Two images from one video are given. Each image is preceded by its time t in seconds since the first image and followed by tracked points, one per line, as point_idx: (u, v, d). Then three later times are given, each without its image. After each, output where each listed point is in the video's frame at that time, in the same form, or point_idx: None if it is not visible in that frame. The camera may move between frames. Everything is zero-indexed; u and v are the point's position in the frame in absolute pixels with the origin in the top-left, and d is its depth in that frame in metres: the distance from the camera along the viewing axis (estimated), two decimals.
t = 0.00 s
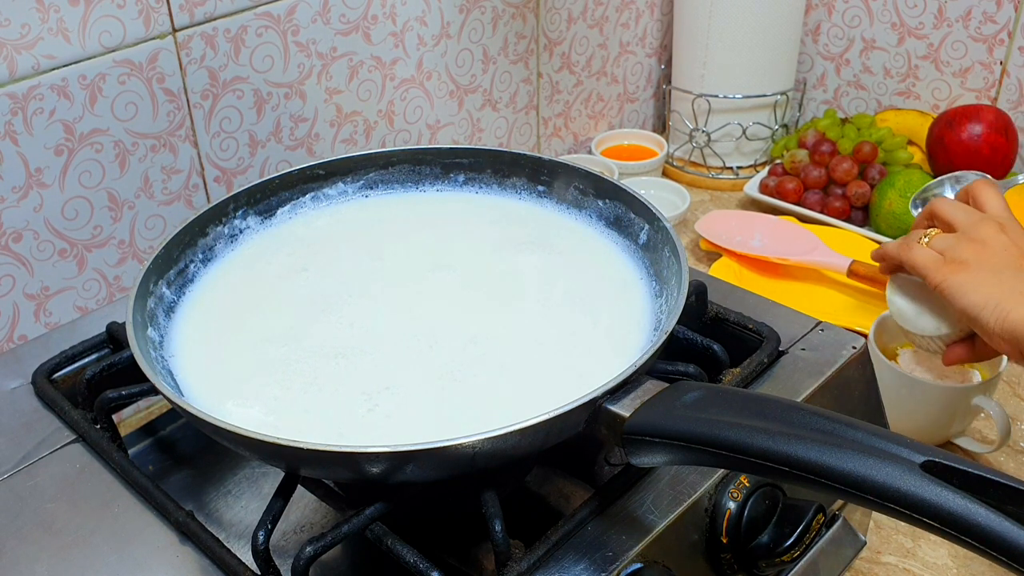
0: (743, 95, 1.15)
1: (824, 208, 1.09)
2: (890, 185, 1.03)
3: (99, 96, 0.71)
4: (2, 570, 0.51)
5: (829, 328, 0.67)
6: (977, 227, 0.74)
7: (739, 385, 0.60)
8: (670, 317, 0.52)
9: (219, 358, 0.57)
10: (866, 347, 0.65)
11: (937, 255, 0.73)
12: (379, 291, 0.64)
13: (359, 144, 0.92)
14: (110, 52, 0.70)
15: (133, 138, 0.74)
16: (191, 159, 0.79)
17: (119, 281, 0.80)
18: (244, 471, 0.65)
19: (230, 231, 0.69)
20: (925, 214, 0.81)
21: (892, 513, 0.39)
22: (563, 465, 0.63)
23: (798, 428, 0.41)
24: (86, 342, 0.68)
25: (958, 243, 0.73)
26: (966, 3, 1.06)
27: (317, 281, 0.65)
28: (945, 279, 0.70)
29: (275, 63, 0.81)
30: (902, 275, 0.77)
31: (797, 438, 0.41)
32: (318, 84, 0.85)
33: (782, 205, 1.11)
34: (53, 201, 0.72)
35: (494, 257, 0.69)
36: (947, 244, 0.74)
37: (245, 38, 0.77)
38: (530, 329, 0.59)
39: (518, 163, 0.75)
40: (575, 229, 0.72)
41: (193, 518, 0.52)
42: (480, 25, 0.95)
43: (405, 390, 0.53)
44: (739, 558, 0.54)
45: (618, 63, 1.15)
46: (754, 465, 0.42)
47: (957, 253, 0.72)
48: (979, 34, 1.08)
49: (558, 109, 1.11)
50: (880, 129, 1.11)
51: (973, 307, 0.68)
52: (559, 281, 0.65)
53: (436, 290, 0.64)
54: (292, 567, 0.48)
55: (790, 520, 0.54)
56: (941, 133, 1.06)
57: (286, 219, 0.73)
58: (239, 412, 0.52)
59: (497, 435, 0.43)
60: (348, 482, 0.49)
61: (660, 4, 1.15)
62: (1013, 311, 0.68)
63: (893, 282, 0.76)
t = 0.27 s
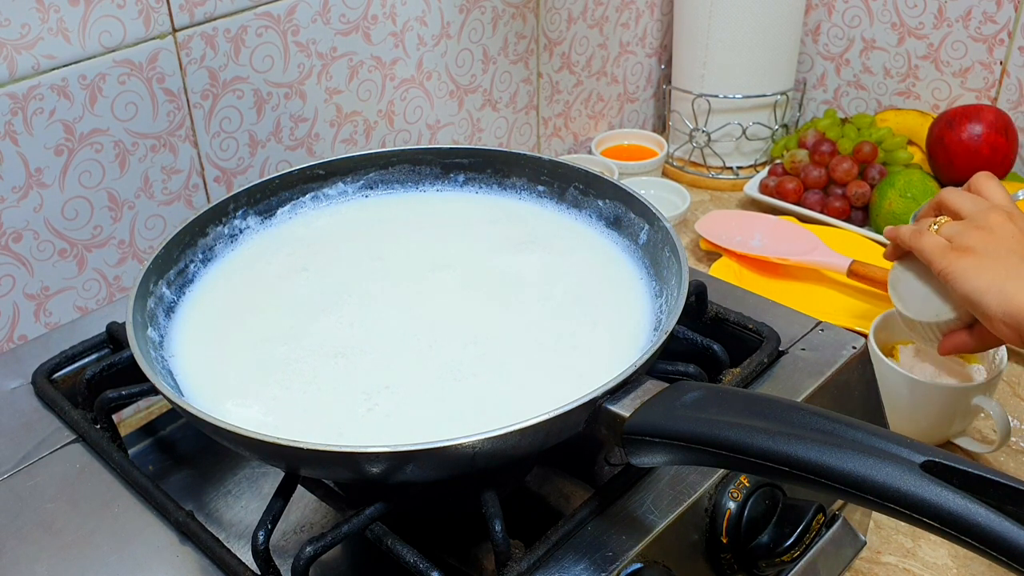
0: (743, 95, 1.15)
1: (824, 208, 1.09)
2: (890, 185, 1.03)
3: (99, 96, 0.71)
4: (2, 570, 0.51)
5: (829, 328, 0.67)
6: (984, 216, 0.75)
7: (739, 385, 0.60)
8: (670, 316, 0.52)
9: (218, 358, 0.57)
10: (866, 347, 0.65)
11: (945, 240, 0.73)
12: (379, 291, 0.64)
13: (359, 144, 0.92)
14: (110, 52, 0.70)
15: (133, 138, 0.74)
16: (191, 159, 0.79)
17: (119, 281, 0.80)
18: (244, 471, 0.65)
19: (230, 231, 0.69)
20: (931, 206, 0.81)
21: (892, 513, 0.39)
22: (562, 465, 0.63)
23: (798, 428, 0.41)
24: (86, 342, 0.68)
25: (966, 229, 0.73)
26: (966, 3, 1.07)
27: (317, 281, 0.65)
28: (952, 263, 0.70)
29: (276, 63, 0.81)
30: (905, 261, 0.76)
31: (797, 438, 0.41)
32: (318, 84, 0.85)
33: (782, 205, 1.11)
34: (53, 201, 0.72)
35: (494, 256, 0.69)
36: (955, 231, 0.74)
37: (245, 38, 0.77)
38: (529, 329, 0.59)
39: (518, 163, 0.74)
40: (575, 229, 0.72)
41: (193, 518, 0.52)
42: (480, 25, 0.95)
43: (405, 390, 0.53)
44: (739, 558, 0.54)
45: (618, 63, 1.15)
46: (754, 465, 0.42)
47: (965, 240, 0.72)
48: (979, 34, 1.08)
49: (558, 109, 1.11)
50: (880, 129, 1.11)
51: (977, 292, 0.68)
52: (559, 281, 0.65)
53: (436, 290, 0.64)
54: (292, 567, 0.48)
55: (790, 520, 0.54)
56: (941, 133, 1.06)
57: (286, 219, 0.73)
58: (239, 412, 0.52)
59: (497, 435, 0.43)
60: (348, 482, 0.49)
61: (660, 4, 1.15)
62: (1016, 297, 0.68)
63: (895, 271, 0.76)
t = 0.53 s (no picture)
0: (743, 95, 1.15)
1: (824, 208, 1.09)
2: (890, 185, 1.03)
3: (99, 96, 0.71)
4: (3, 570, 0.51)
5: (829, 328, 0.67)
6: (984, 218, 0.75)
7: (739, 385, 0.60)
8: (670, 316, 0.52)
9: (218, 358, 0.57)
10: (866, 347, 0.65)
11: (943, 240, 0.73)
12: (379, 291, 0.64)
13: (359, 144, 0.92)
14: (110, 52, 0.70)
15: (133, 138, 0.74)
16: (191, 159, 0.79)
17: (119, 281, 0.80)
18: (244, 471, 0.65)
19: (230, 231, 0.69)
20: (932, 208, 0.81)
21: (892, 513, 0.39)
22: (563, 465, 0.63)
23: (798, 428, 0.41)
24: (86, 342, 0.68)
25: (964, 231, 0.73)
26: (966, 3, 1.06)
27: (317, 281, 0.65)
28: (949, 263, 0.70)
29: (276, 63, 0.81)
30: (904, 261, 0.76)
31: (797, 438, 0.41)
32: (318, 84, 0.85)
33: (782, 205, 1.11)
34: (53, 201, 0.72)
35: (494, 256, 0.69)
36: (953, 231, 0.74)
37: (245, 38, 0.77)
38: (530, 329, 0.59)
39: (518, 163, 0.74)
40: (575, 229, 0.72)
41: (193, 518, 0.52)
42: (480, 25, 0.95)
43: (405, 390, 0.53)
44: (739, 558, 0.54)
45: (618, 63, 1.15)
46: (754, 465, 0.42)
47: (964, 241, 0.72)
48: (979, 34, 1.08)
49: (558, 109, 1.11)
50: (880, 129, 1.11)
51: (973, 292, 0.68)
52: (559, 281, 0.65)
53: (436, 291, 0.64)
54: (292, 567, 0.48)
55: (790, 520, 0.54)
56: (941, 133, 1.06)
57: (286, 219, 0.73)
58: (239, 412, 0.52)
59: (497, 435, 0.43)
60: (348, 482, 0.49)
61: (660, 4, 1.15)
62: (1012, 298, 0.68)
63: (892, 269, 0.77)
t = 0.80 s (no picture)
0: (743, 95, 1.15)
1: (824, 208, 1.09)
2: (890, 185, 1.03)
3: (99, 96, 0.71)
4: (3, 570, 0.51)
5: (829, 328, 0.67)
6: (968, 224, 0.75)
7: (739, 384, 0.60)
8: (670, 316, 0.52)
9: (218, 358, 0.57)
10: (866, 347, 0.65)
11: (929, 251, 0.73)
12: (379, 291, 0.64)
13: (359, 144, 0.92)
14: (110, 52, 0.70)
15: (133, 138, 0.74)
16: (191, 159, 0.79)
17: (119, 281, 0.80)
18: (244, 471, 0.65)
19: (230, 231, 0.69)
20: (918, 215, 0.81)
21: (892, 513, 0.39)
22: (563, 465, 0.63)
23: (798, 429, 0.41)
24: (86, 342, 0.68)
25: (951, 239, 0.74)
26: (966, 3, 1.07)
27: (318, 281, 0.65)
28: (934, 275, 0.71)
29: (276, 62, 0.81)
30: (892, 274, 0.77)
31: (797, 438, 0.41)
32: (318, 84, 0.85)
33: (782, 205, 1.11)
34: (53, 201, 0.72)
35: (493, 256, 0.69)
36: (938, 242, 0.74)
37: (245, 38, 0.77)
38: (530, 329, 0.59)
39: (518, 163, 0.74)
40: (575, 229, 0.72)
41: (193, 518, 0.52)
42: (480, 25, 0.95)
43: (405, 389, 0.53)
44: (739, 558, 0.54)
45: (618, 63, 1.15)
46: (753, 465, 0.42)
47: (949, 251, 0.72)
48: (979, 34, 1.08)
49: (558, 109, 1.11)
50: (880, 129, 1.11)
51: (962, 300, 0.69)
52: (559, 281, 0.65)
53: (436, 291, 0.64)
54: (292, 567, 0.48)
55: (790, 520, 0.54)
56: (941, 133, 1.06)
57: (286, 219, 0.73)
58: (239, 412, 0.52)
59: (497, 435, 0.43)
60: (348, 482, 0.49)
61: (660, 4, 1.15)
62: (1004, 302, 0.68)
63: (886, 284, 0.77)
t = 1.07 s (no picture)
0: (743, 95, 1.15)
1: (824, 208, 1.09)
2: (890, 185, 1.03)
3: (99, 96, 0.71)
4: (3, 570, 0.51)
5: (829, 328, 0.67)
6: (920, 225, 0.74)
7: (739, 385, 0.60)
8: (670, 316, 0.52)
9: (218, 358, 0.57)
10: (866, 347, 0.65)
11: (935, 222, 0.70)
12: (379, 291, 0.64)
13: (359, 144, 0.92)
14: (110, 52, 0.70)
15: (133, 138, 0.74)
16: (191, 159, 0.79)
17: (119, 281, 0.80)
18: (244, 471, 0.65)
19: (230, 231, 0.69)
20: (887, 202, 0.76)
21: (892, 513, 0.39)
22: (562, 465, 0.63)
23: (798, 429, 0.41)
24: (85, 342, 0.68)
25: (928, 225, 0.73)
26: (966, 3, 1.06)
27: (318, 281, 0.65)
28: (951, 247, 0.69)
29: (276, 62, 0.81)
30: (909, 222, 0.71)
31: (797, 438, 0.41)
32: (318, 84, 0.85)
33: (782, 205, 1.11)
34: (53, 201, 0.72)
35: (493, 257, 0.69)
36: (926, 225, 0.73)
37: (245, 38, 0.77)
38: (530, 329, 0.59)
39: (518, 163, 0.74)
40: (575, 229, 0.72)
41: (193, 518, 0.52)
42: (480, 25, 0.95)
43: (405, 389, 0.53)
44: (739, 558, 0.54)
45: (618, 63, 1.15)
46: (753, 465, 0.42)
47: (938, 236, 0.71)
48: (979, 34, 1.08)
49: (558, 109, 1.11)
50: (880, 129, 1.11)
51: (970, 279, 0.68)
52: (559, 282, 0.65)
53: (436, 291, 0.64)
54: (292, 567, 0.48)
55: (790, 520, 0.54)
56: (941, 133, 1.06)
57: (286, 219, 0.73)
58: (238, 412, 0.52)
59: (497, 435, 0.43)
60: (348, 482, 0.49)
61: (660, 4, 1.15)
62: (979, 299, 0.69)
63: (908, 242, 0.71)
